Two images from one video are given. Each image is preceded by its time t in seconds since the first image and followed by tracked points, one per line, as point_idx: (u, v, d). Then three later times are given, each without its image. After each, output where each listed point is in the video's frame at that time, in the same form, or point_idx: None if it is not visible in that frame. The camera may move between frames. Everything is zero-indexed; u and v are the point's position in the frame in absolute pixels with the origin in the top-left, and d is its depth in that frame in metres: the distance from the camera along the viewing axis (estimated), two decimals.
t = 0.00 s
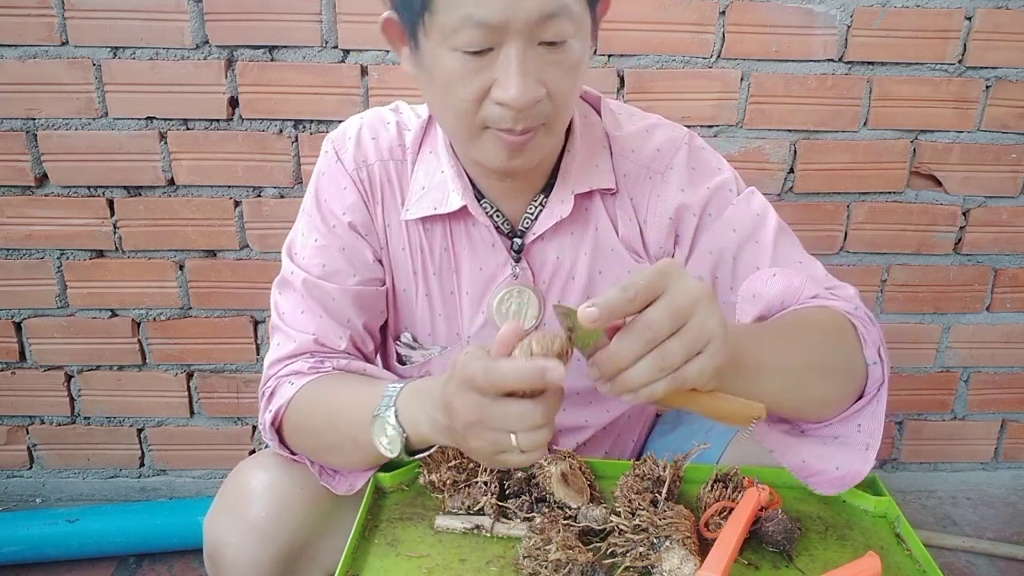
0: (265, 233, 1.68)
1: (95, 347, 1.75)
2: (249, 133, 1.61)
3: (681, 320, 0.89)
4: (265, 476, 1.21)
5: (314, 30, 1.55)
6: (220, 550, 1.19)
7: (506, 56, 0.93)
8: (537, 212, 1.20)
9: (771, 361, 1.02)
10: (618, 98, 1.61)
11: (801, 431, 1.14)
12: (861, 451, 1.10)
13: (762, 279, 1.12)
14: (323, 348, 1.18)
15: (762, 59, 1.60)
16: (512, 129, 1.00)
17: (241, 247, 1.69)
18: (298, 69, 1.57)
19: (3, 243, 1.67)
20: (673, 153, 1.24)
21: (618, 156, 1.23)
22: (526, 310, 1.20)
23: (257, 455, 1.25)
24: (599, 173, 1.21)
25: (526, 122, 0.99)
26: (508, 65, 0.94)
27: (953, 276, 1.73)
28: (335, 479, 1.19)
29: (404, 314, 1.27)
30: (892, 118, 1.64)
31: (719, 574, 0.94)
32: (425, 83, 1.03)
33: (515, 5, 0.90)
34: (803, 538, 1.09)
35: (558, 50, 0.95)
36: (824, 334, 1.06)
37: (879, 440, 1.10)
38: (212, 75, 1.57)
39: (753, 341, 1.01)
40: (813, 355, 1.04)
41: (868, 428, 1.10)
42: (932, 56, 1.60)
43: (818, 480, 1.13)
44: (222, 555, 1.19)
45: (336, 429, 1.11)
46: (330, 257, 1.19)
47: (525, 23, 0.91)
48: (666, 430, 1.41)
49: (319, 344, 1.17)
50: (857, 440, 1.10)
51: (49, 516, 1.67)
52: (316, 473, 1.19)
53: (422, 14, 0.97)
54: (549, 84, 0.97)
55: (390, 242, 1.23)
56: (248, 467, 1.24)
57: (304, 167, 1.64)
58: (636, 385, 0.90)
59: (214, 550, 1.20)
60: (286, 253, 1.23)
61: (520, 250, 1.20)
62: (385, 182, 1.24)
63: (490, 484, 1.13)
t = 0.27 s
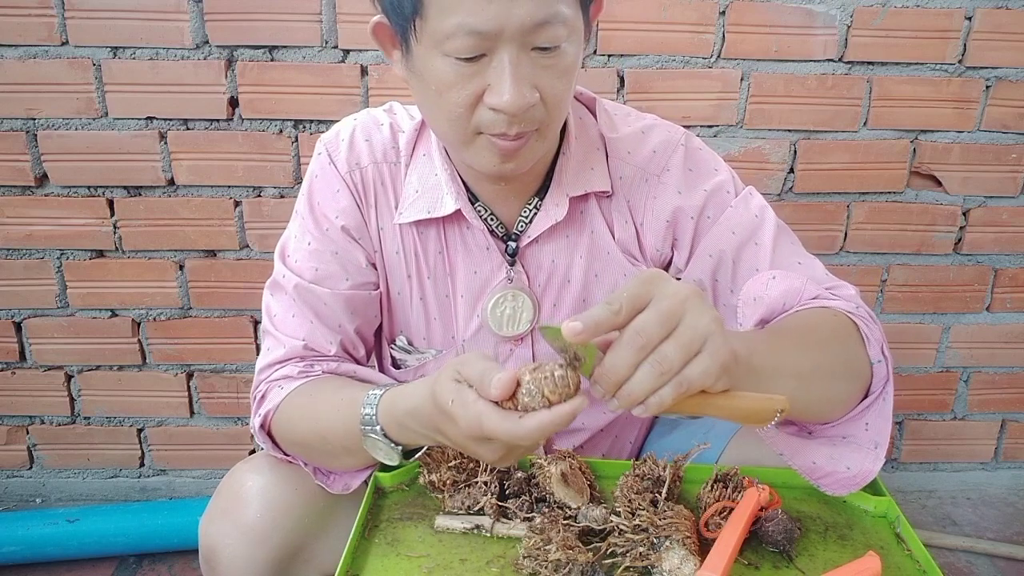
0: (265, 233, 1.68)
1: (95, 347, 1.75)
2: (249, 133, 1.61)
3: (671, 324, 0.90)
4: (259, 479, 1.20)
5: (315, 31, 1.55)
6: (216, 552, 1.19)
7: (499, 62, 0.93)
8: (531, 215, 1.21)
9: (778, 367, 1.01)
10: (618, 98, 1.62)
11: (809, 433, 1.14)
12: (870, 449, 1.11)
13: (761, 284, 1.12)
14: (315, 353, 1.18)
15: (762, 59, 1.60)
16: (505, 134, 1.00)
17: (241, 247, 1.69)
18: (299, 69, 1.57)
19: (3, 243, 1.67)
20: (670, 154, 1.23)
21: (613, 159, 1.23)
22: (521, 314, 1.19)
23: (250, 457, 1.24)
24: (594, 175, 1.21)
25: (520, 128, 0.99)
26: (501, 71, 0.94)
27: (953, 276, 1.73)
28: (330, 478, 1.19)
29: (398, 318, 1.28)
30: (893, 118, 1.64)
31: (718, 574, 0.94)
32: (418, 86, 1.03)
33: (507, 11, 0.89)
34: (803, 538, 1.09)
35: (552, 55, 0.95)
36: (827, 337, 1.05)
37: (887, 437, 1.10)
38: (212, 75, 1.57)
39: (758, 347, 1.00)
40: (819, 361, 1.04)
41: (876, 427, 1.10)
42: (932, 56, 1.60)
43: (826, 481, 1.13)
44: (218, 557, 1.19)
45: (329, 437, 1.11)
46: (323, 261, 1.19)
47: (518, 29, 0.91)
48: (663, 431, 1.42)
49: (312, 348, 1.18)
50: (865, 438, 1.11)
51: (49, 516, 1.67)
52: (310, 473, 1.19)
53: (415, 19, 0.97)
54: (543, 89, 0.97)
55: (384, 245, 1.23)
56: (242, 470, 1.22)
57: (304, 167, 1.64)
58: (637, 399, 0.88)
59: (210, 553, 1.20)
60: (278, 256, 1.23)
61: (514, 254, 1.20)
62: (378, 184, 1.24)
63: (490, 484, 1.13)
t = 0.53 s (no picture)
0: (265, 233, 1.68)
1: (95, 347, 1.75)
2: (249, 133, 1.61)
3: (683, 359, 0.88)
4: (261, 479, 1.20)
5: (314, 31, 1.55)
6: (217, 552, 1.19)
7: (509, 61, 0.93)
8: (534, 215, 1.20)
9: (778, 373, 1.01)
10: (618, 98, 1.62)
11: (804, 437, 1.13)
12: (863, 455, 1.11)
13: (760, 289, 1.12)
14: (319, 353, 1.18)
15: (762, 59, 1.60)
16: (512, 134, 1.00)
17: (241, 247, 1.69)
18: (298, 69, 1.57)
19: (3, 243, 1.67)
20: (672, 155, 1.23)
21: (615, 159, 1.23)
22: (523, 313, 1.20)
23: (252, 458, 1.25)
24: (597, 175, 1.21)
25: (528, 127, 0.99)
26: (510, 71, 0.94)
27: (953, 276, 1.73)
28: (334, 478, 1.20)
29: (401, 318, 1.28)
30: (893, 118, 1.64)
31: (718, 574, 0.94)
32: (425, 84, 1.03)
33: (518, 11, 0.90)
34: (803, 538, 1.09)
35: (560, 56, 0.95)
36: (827, 343, 1.06)
37: (881, 444, 1.10)
38: (211, 75, 1.57)
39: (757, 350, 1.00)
40: (819, 367, 1.04)
41: (870, 433, 1.10)
42: (932, 56, 1.60)
43: (819, 484, 1.14)
44: (219, 557, 1.19)
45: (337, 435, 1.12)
46: (325, 261, 1.19)
47: (529, 29, 0.91)
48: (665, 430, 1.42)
49: (315, 349, 1.18)
50: (859, 444, 1.11)
51: (49, 516, 1.67)
52: (314, 473, 1.20)
53: (424, 17, 0.97)
54: (551, 89, 0.96)
55: (386, 245, 1.23)
56: (243, 470, 1.23)
57: (304, 167, 1.64)
58: (639, 419, 0.89)
59: (212, 553, 1.20)
60: (280, 257, 1.23)
61: (516, 254, 1.20)
62: (380, 184, 1.23)
63: (490, 484, 1.13)
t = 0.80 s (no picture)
0: (265, 233, 1.68)
1: (94, 347, 1.75)
2: (249, 133, 1.61)
3: (679, 367, 0.91)
4: (262, 478, 1.20)
5: (314, 31, 1.55)
6: (218, 551, 1.19)
7: (518, 62, 0.93)
8: (536, 213, 1.20)
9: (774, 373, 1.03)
10: (618, 98, 1.62)
11: (806, 432, 1.14)
12: (865, 449, 1.12)
13: (761, 287, 1.13)
14: (322, 352, 1.18)
15: (762, 59, 1.60)
16: (519, 134, 1.00)
17: (241, 247, 1.69)
18: (298, 69, 1.57)
19: (3, 243, 1.67)
20: (672, 153, 1.23)
21: (616, 157, 1.23)
22: (524, 312, 1.21)
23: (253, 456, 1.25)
24: (598, 173, 1.20)
25: (535, 128, 0.99)
26: (519, 71, 0.94)
27: (953, 276, 1.73)
28: (336, 476, 1.20)
29: (402, 317, 1.28)
30: (893, 118, 1.64)
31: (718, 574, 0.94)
32: (431, 83, 1.03)
33: (526, 11, 0.90)
34: (803, 538, 1.09)
35: (568, 57, 0.95)
36: (825, 340, 1.07)
37: (883, 436, 1.12)
38: (211, 75, 1.57)
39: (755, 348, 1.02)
40: (818, 364, 1.06)
41: (872, 427, 1.12)
42: (932, 56, 1.60)
43: (822, 480, 1.14)
44: (220, 556, 1.19)
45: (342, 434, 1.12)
46: (326, 261, 1.19)
47: (539, 30, 0.91)
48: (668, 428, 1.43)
49: (317, 348, 1.18)
50: (861, 437, 1.12)
51: (49, 516, 1.67)
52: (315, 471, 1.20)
53: (432, 16, 0.97)
54: (557, 89, 0.96)
55: (387, 244, 1.23)
56: (244, 468, 1.23)
57: (304, 167, 1.64)
58: (635, 424, 0.92)
59: (212, 551, 1.20)
60: (281, 256, 1.23)
61: (518, 252, 1.20)
62: (381, 183, 1.23)
63: (490, 484, 1.14)
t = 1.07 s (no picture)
0: (265, 233, 1.68)
1: (95, 347, 1.75)
2: (249, 133, 1.61)
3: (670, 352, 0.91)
4: (261, 476, 1.20)
5: (314, 31, 1.55)
6: (217, 550, 1.19)
7: (518, 57, 0.93)
8: (533, 210, 1.20)
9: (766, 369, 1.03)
10: (618, 98, 1.62)
11: (800, 430, 1.14)
12: (858, 447, 1.12)
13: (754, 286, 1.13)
14: (319, 351, 1.18)
15: (762, 59, 1.60)
16: (518, 129, 1.00)
17: (241, 247, 1.69)
18: (298, 70, 1.57)
19: (3, 243, 1.67)
20: (668, 152, 1.23)
21: (612, 156, 1.23)
22: (522, 310, 1.20)
23: (252, 455, 1.25)
24: (595, 171, 1.21)
25: (534, 123, 0.99)
26: (519, 66, 0.94)
27: (953, 276, 1.73)
28: (333, 474, 1.21)
29: (399, 316, 1.28)
30: (893, 118, 1.64)
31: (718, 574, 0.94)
32: (431, 77, 1.03)
33: (527, 7, 0.90)
34: (803, 538, 1.09)
35: (567, 54, 0.95)
36: (820, 337, 1.07)
37: (877, 434, 1.11)
38: (212, 75, 1.57)
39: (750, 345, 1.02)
40: (811, 363, 1.05)
41: (866, 425, 1.11)
42: (932, 56, 1.60)
43: (816, 478, 1.14)
44: (219, 555, 1.19)
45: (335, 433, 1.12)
46: (323, 260, 1.19)
47: (539, 26, 0.91)
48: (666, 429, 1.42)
49: (314, 347, 1.18)
50: (854, 436, 1.12)
51: (49, 516, 1.67)
52: (313, 468, 1.21)
53: (433, 10, 0.97)
54: (556, 86, 0.96)
55: (385, 242, 1.23)
56: (243, 467, 1.22)
57: (304, 167, 1.64)
58: (628, 413, 0.91)
59: (211, 551, 1.20)
60: (278, 255, 1.22)
61: (515, 249, 1.20)
62: (378, 182, 1.23)
63: (490, 484, 1.14)
